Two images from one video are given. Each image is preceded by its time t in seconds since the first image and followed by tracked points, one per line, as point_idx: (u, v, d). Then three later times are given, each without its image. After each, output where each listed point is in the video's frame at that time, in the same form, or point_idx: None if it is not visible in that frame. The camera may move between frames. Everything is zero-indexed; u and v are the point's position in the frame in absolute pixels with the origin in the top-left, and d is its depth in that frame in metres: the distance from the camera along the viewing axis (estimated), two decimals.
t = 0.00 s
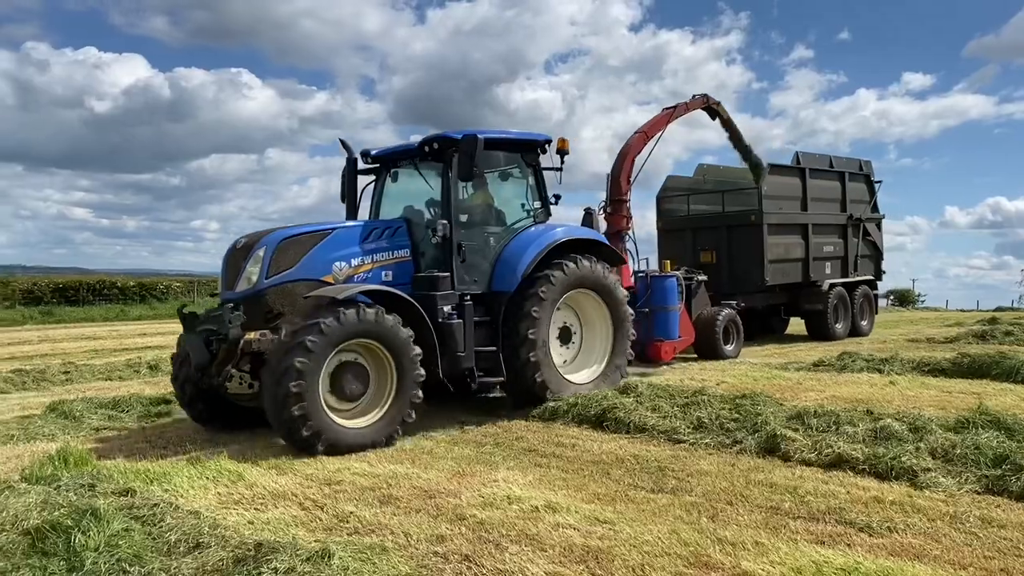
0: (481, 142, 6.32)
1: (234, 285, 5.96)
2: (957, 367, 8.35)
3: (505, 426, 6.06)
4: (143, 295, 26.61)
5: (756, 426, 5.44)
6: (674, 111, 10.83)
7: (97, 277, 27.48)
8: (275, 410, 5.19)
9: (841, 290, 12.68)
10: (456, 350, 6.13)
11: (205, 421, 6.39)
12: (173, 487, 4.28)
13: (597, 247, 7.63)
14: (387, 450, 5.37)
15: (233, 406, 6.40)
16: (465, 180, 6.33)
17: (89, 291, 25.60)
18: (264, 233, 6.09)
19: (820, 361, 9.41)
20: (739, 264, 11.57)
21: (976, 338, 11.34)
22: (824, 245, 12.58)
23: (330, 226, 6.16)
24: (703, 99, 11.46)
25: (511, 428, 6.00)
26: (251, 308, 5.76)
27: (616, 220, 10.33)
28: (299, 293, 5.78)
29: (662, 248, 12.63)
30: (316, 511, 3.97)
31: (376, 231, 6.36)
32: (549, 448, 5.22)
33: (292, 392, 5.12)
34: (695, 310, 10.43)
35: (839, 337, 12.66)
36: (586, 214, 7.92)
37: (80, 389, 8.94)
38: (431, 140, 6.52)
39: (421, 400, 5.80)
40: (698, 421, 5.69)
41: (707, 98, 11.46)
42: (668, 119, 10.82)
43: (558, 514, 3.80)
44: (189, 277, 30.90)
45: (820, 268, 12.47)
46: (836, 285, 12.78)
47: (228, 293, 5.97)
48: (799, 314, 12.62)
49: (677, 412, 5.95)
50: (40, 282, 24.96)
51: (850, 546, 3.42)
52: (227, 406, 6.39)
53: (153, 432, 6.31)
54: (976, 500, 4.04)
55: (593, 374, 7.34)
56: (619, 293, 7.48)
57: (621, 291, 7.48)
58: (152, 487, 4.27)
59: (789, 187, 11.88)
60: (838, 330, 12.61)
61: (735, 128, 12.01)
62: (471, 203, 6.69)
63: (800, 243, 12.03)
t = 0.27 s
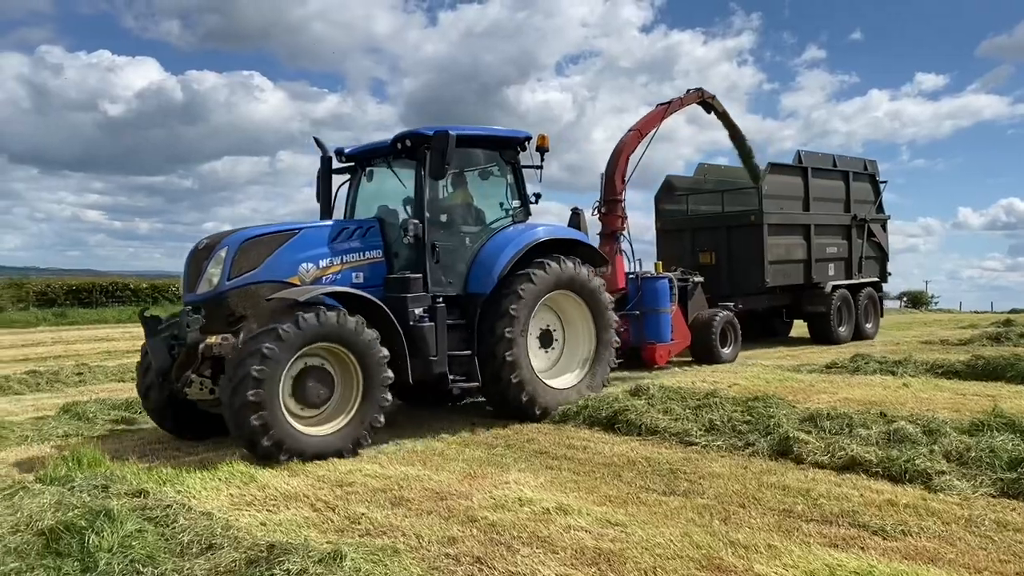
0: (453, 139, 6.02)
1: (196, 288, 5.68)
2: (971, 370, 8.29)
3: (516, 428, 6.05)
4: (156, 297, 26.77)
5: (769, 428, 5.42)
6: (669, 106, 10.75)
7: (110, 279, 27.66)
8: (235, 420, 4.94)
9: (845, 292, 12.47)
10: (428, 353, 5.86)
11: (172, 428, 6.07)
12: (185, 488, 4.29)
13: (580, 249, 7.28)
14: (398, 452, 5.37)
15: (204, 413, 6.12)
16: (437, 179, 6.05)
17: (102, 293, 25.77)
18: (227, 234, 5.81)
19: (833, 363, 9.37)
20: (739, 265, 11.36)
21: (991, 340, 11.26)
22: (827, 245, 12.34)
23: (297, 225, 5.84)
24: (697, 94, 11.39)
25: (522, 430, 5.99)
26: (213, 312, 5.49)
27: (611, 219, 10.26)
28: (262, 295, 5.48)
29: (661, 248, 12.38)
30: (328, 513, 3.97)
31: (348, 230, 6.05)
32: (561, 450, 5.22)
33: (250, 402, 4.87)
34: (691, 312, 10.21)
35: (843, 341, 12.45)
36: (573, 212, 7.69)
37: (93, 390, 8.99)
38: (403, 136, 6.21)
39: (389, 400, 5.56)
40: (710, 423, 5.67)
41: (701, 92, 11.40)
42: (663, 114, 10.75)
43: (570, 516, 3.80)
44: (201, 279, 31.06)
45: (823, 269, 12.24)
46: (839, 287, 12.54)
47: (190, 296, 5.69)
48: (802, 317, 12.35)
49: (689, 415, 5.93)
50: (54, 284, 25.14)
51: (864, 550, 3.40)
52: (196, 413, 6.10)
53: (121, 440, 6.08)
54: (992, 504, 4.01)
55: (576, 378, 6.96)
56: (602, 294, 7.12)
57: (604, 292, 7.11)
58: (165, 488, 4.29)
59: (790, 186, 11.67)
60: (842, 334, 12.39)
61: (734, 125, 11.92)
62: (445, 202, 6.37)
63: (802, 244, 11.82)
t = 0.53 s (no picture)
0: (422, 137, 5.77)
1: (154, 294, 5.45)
2: (984, 373, 8.25)
3: (528, 431, 6.05)
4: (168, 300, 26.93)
5: (781, 431, 5.40)
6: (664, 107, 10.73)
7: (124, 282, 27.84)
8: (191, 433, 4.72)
9: (846, 295, 12.38)
10: (397, 360, 5.62)
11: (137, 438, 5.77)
12: (198, 491, 4.31)
13: (562, 251, 6.95)
14: (409, 455, 5.38)
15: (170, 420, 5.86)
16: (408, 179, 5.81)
17: (116, 296, 25.95)
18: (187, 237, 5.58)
19: (845, 366, 9.33)
20: (737, 267, 11.20)
21: (1004, 343, 11.19)
22: (828, 248, 12.23)
23: (262, 229, 5.62)
24: (693, 93, 11.36)
25: (533, 433, 5.98)
26: (173, 318, 5.28)
27: (605, 221, 10.15)
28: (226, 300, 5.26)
29: (659, 249, 12.33)
30: (340, 516, 3.98)
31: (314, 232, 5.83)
32: (572, 453, 5.21)
33: (204, 413, 4.64)
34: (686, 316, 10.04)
35: (845, 344, 12.35)
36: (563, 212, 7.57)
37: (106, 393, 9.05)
38: (374, 136, 6.01)
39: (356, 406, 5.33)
40: (722, 427, 5.66)
41: (696, 91, 11.37)
42: (657, 115, 10.73)
43: (581, 520, 3.79)
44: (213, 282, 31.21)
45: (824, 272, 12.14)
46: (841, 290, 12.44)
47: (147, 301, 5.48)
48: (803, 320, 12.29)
49: (701, 418, 5.91)
50: (68, 287, 25.33)
51: (877, 554, 3.38)
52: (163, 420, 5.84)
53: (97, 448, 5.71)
54: (1006, 508, 3.98)
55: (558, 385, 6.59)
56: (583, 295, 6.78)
57: (585, 293, 6.77)
58: (178, 490, 4.31)
59: (789, 186, 11.52)
60: (844, 338, 12.32)
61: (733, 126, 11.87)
62: (417, 203, 6.13)
63: (802, 245, 11.68)
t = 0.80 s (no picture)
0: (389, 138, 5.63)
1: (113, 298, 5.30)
2: (998, 377, 8.20)
3: (539, 435, 6.05)
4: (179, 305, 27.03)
5: (793, 436, 5.38)
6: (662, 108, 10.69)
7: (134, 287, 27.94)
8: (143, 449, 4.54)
9: (848, 299, 12.29)
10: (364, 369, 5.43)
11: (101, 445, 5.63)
12: (210, 494, 4.32)
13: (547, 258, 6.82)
14: (420, 459, 5.38)
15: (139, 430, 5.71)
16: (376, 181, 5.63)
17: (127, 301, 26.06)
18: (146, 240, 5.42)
19: (857, 369, 9.29)
20: (734, 271, 11.04)
21: (1017, 347, 11.12)
22: (828, 251, 12.11)
23: (224, 233, 5.49)
24: (692, 97, 11.35)
25: (544, 436, 5.98)
26: (130, 324, 5.13)
27: (600, 224, 10.08)
28: (184, 306, 5.12)
29: (655, 253, 12.15)
30: (352, 519, 3.99)
31: (279, 238, 5.68)
32: (583, 457, 5.21)
33: (155, 427, 4.46)
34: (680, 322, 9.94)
35: (848, 349, 12.23)
36: (548, 215, 7.48)
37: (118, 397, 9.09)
38: (343, 136, 5.90)
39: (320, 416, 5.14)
40: (733, 431, 5.64)
41: (695, 95, 11.35)
42: (655, 117, 10.71)
43: (593, 524, 3.79)
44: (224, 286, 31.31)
45: (825, 276, 12.03)
46: (842, 294, 12.34)
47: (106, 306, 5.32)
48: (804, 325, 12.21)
49: (712, 422, 5.90)
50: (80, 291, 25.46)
51: (890, 559, 3.37)
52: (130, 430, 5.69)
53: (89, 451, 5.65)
54: (1020, 513, 3.95)
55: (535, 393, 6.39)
56: (565, 305, 6.64)
57: (565, 303, 6.63)
58: (190, 494, 4.33)
59: (789, 188, 11.38)
60: (846, 343, 12.23)
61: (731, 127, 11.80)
62: (388, 206, 6.01)
63: (802, 248, 11.54)
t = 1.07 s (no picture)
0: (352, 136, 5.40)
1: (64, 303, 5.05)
2: (1011, 381, 8.15)
3: (549, 438, 6.04)
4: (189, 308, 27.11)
5: (805, 440, 5.36)
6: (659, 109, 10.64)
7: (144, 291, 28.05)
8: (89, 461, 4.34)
9: (849, 303, 12.18)
10: (327, 377, 5.23)
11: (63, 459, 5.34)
12: (221, 497, 4.34)
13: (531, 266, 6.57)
14: (430, 462, 5.38)
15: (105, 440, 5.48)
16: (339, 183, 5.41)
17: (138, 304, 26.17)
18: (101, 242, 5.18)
19: (868, 373, 9.25)
20: (732, 275, 10.90)
21: None
22: (829, 254, 11.97)
23: (184, 235, 5.24)
24: (690, 98, 11.31)
25: (554, 440, 5.97)
26: (82, 331, 4.88)
27: (593, 226, 10.04)
28: (138, 311, 4.86)
29: (652, 256, 11.95)
30: (362, 522, 4.00)
31: (242, 240, 5.43)
32: (593, 461, 5.20)
33: (101, 438, 4.28)
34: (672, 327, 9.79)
35: (849, 355, 12.14)
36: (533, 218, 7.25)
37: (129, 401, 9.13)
38: (309, 136, 5.72)
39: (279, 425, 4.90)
40: (744, 435, 5.62)
41: (694, 95, 11.32)
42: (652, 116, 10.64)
43: (603, 528, 3.78)
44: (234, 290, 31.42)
45: (825, 280, 11.91)
46: (843, 298, 12.23)
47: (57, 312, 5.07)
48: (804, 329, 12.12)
49: (723, 426, 5.88)
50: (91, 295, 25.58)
51: (902, 564, 3.35)
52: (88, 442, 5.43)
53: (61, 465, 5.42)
54: None
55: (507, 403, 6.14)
56: (547, 316, 6.38)
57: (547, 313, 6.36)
58: (201, 496, 4.34)
59: (788, 190, 11.23)
60: (847, 347, 12.15)
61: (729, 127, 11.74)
62: (356, 208, 5.78)
63: (802, 252, 11.42)
